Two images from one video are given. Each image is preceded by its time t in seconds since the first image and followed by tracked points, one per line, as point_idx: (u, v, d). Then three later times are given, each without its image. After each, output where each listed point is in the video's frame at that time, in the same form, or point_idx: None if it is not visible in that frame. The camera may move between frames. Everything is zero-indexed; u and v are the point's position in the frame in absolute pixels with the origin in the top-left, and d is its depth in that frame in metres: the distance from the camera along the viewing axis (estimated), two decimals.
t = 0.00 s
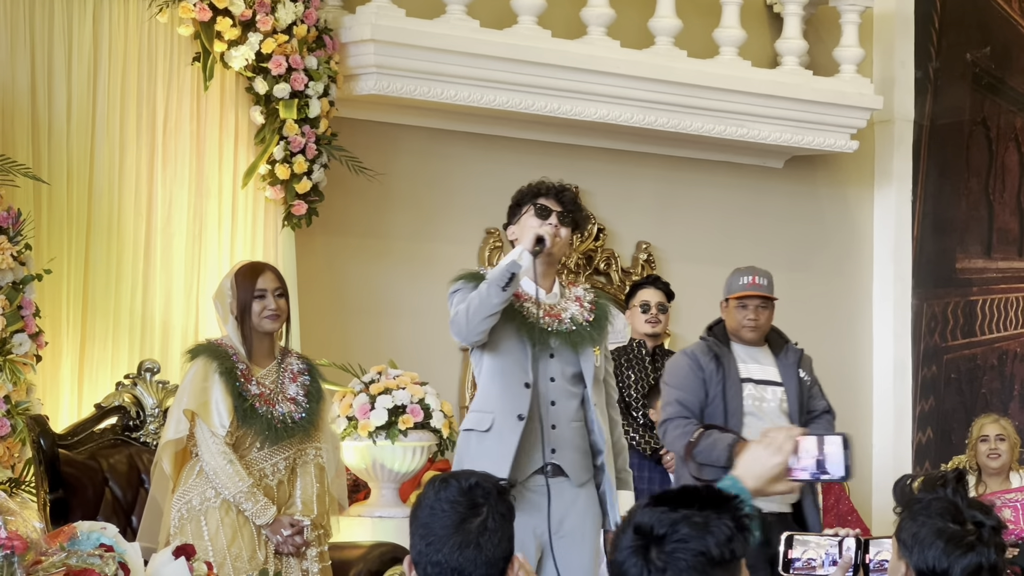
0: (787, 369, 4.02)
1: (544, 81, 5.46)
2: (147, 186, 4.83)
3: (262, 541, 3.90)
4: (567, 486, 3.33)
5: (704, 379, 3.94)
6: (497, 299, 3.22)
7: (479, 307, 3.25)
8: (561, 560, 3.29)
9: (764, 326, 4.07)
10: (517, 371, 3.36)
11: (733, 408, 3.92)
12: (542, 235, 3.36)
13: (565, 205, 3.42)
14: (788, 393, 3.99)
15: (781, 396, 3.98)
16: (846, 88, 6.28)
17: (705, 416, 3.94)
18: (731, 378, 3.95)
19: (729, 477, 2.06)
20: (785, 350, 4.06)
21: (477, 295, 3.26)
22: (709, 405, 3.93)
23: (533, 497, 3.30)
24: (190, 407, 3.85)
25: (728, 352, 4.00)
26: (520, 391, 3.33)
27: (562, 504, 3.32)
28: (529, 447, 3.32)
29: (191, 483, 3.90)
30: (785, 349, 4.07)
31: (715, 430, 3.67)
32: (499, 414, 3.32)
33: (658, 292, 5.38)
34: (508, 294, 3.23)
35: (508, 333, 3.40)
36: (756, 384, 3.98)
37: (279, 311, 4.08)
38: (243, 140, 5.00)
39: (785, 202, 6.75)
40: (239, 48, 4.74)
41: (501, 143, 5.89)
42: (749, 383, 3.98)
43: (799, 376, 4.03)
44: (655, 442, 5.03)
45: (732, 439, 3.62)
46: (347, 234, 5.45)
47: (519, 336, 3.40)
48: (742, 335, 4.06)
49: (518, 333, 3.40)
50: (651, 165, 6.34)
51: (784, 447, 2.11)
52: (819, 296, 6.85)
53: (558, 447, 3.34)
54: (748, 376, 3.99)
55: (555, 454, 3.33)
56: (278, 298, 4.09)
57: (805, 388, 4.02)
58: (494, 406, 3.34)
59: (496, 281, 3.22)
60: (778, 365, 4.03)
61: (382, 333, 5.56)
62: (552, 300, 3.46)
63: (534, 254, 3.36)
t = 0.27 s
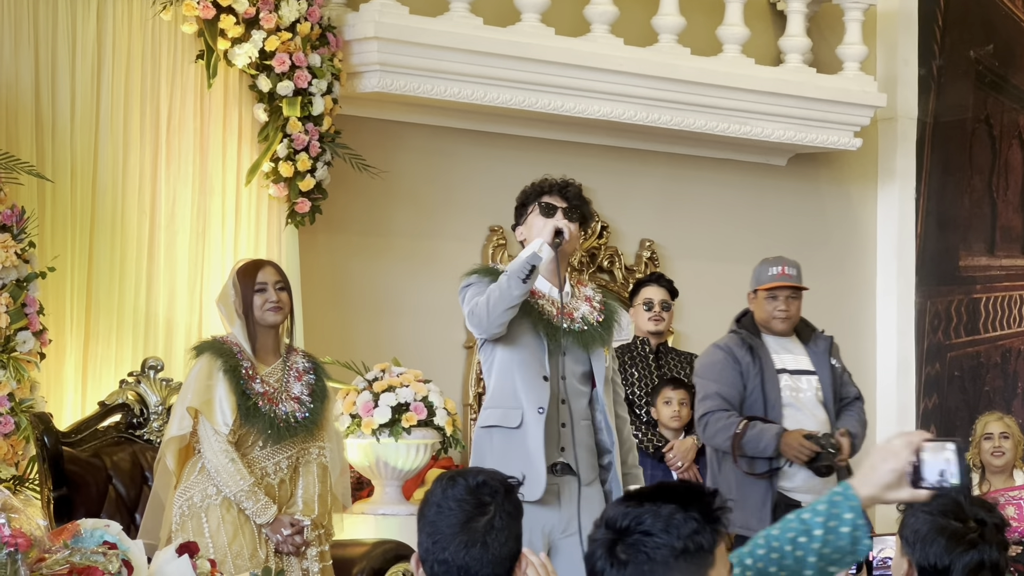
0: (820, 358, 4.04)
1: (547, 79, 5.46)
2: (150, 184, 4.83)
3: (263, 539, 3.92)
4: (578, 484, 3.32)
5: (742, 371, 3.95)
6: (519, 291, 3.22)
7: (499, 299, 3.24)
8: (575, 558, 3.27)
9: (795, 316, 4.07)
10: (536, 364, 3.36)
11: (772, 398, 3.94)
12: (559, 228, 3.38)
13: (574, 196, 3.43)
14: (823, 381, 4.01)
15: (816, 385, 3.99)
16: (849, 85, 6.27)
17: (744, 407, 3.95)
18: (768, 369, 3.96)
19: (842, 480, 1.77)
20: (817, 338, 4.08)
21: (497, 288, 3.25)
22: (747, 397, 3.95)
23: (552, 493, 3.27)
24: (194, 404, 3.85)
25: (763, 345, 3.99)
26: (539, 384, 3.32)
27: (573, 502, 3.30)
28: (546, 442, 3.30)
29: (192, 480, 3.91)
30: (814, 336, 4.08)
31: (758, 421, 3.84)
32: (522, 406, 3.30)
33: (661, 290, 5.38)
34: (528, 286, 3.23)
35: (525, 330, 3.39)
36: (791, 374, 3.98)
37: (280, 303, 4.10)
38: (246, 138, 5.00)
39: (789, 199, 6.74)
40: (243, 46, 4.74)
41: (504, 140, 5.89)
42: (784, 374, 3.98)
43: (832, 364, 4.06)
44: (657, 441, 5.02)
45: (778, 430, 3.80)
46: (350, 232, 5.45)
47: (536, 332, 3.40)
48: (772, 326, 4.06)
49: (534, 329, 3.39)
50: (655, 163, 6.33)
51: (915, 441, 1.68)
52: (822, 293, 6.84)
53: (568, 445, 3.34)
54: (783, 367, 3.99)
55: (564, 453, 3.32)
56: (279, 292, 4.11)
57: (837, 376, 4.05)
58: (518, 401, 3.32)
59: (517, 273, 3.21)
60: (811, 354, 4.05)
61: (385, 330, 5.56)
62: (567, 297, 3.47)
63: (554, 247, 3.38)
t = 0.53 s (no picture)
0: (868, 358, 3.97)
1: (554, 76, 5.46)
2: (158, 181, 4.84)
3: (264, 537, 3.92)
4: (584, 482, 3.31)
5: (785, 368, 3.91)
6: (529, 292, 3.22)
7: (510, 299, 3.24)
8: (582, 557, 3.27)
9: (842, 313, 3.99)
10: (545, 365, 3.36)
11: (814, 397, 3.90)
12: (566, 227, 3.38)
13: (570, 190, 3.43)
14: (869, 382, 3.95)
15: (862, 384, 3.94)
16: (857, 82, 6.26)
17: (786, 404, 3.92)
18: (813, 368, 3.91)
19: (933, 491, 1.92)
20: (866, 338, 4.00)
21: (507, 289, 3.25)
22: (789, 394, 3.91)
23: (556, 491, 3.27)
24: (196, 401, 3.85)
25: (808, 342, 3.95)
26: (548, 386, 3.32)
27: (578, 499, 3.29)
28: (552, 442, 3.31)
29: (196, 477, 3.92)
30: (864, 336, 4.01)
31: (799, 419, 3.82)
32: (531, 407, 3.30)
33: (670, 287, 5.32)
34: (537, 286, 3.23)
35: (533, 330, 3.39)
36: (837, 373, 3.93)
37: (277, 302, 4.12)
38: (254, 135, 4.99)
39: (797, 196, 6.73)
40: (250, 43, 4.73)
41: (512, 137, 5.89)
42: (829, 373, 3.93)
43: (880, 364, 3.99)
44: (665, 437, 5.03)
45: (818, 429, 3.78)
46: (357, 229, 5.45)
47: (545, 332, 3.40)
48: (818, 323, 3.98)
49: (543, 329, 3.40)
50: (662, 160, 6.33)
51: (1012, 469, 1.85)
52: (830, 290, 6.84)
53: (575, 444, 3.33)
54: (829, 366, 3.93)
55: (571, 452, 3.32)
56: (275, 290, 4.13)
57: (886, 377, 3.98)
58: (526, 401, 3.31)
59: (527, 274, 3.21)
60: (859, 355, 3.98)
61: (393, 328, 5.57)
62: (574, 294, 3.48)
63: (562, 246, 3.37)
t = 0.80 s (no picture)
0: (935, 355, 3.88)
1: (563, 71, 5.45)
2: (167, 177, 4.84)
3: (264, 532, 3.91)
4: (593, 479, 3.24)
5: (841, 361, 3.89)
6: (532, 305, 3.18)
7: (513, 313, 3.19)
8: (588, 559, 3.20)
9: (903, 308, 3.90)
10: (545, 375, 3.28)
11: (869, 392, 3.86)
12: (570, 233, 3.28)
13: (567, 190, 3.34)
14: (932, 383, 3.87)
15: (924, 381, 3.86)
16: (867, 77, 6.24)
17: (843, 397, 3.90)
18: (870, 361, 3.87)
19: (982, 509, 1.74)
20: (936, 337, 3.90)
21: (509, 303, 3.20)
22: (845, 387, 3.89)
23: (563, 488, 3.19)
24: (189, 398, 3.86)
25: (870, 335, 3.89)
26: (547, 396, 3.24)
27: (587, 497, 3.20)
28: (557, 445, 3.23)
29: (195, 474, 3.92)
30: (934, 333, 3.92)
31: (849, 412, 3.81)
32: (527, 414, 3.24)
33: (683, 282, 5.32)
34: (540, 300, 3.20)
35: (537, 337, 3.32)
36: (898, 369, 3.87)
37: (267, 303, 4.09)
38: (263, 130, 4.99)
39: (806, 191, 6.71)
40: (259, 39, 4.74)
41: (521, 133, 5.88)
42: (890, 368, 3.87)
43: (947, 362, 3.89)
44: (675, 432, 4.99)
45: (864, 422, 3.78)
46: (366, 224, 5.45)
47: (548, 338, 3.33)
48: (879, 317, 3.92)
49: (546, 335, 3.32)
50: (671, 155, 6.32)
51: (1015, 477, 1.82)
52: (839, 285, 6.82)
53: (581, 446, 3.25)
54: (890, 360, 3.87)
55: (574, 454, 3.24)
56: (268, 288, 4.10)
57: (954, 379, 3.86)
58: (523, 409, 3.25)
59: (529, 288, 3.18)
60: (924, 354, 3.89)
61: (402, 324, 5.56)
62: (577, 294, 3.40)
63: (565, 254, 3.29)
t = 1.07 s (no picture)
0: (974, 352, 4.45)
1: (570, 68, 5.44)
2: (175, 175, 4.85)
3: (258, 529, 3.93)
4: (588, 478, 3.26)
5: (877, 351, 4.51)
6: (530, 328, 3.14)
7: (510, 335, 3.16)
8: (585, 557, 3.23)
9: (942, 302, 4.51)
10: (547, 387, 3.26)
11: (901, 382, 4.46)
12: (571, 253, 3.20)
13: (570, 203, 3.29)
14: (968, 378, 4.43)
15: (958, 376, 4.44)
16: (874, 73, 6.23)
17: (875, 386, 4.51)
18: (906, 351, 4.47)
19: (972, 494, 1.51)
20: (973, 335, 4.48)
21: (507, 325, 3.17)
22: (878, 376, 4.51)
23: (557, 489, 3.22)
24: (178, 396, 3.88)
25: (907, 328, 4.50)
26: (542, 410, 3.24)
27: (582, 495, 3.22)
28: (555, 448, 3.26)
29: (189, 472, 3.93)
30: (977, 330, 4.49)
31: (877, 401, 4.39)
32: (520, 426, 3.25)
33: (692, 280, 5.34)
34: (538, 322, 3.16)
35: (539, 351, 3.30)
36: (932, 361, 4.45)
37: (258, 295, 4.09)
38: (270, 128, 5.00)
39: (812, 187, 6.71)
40: (266, 37, 4.74)
41: (527, 130, 5.88)
42: (925, 360, 4.46)
43: (986, 358, 4.47)
44: (683, 429, 5.01)
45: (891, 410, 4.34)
46: (373, 221, 5.45)
47: (550, 352, 3.30)
48: (920, 310, 4.53)
49: (548, 348, 3.30)
50: (678, 152, 6.31)
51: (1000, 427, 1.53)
52: (846, 282, 6.81)
53: (577, 446, 3.27)
54: (925, 352, 4.47)
55: (573, 455, 3.26)
56: (259, 281, 4.10)
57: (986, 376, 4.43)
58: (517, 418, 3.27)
59: (528, 311, 3.14)
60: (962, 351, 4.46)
61: (409, 322, 5.56)
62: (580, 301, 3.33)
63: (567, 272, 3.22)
